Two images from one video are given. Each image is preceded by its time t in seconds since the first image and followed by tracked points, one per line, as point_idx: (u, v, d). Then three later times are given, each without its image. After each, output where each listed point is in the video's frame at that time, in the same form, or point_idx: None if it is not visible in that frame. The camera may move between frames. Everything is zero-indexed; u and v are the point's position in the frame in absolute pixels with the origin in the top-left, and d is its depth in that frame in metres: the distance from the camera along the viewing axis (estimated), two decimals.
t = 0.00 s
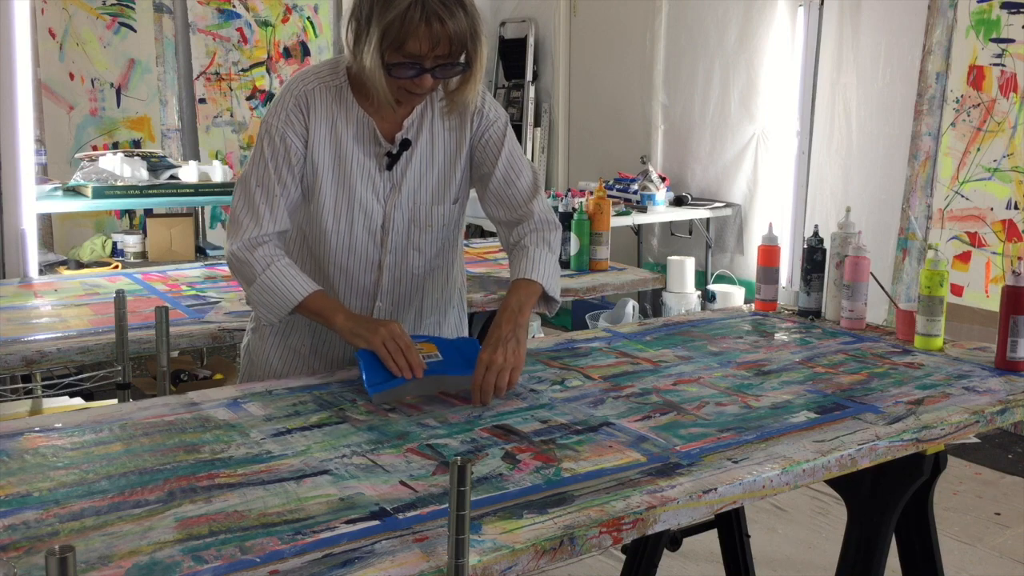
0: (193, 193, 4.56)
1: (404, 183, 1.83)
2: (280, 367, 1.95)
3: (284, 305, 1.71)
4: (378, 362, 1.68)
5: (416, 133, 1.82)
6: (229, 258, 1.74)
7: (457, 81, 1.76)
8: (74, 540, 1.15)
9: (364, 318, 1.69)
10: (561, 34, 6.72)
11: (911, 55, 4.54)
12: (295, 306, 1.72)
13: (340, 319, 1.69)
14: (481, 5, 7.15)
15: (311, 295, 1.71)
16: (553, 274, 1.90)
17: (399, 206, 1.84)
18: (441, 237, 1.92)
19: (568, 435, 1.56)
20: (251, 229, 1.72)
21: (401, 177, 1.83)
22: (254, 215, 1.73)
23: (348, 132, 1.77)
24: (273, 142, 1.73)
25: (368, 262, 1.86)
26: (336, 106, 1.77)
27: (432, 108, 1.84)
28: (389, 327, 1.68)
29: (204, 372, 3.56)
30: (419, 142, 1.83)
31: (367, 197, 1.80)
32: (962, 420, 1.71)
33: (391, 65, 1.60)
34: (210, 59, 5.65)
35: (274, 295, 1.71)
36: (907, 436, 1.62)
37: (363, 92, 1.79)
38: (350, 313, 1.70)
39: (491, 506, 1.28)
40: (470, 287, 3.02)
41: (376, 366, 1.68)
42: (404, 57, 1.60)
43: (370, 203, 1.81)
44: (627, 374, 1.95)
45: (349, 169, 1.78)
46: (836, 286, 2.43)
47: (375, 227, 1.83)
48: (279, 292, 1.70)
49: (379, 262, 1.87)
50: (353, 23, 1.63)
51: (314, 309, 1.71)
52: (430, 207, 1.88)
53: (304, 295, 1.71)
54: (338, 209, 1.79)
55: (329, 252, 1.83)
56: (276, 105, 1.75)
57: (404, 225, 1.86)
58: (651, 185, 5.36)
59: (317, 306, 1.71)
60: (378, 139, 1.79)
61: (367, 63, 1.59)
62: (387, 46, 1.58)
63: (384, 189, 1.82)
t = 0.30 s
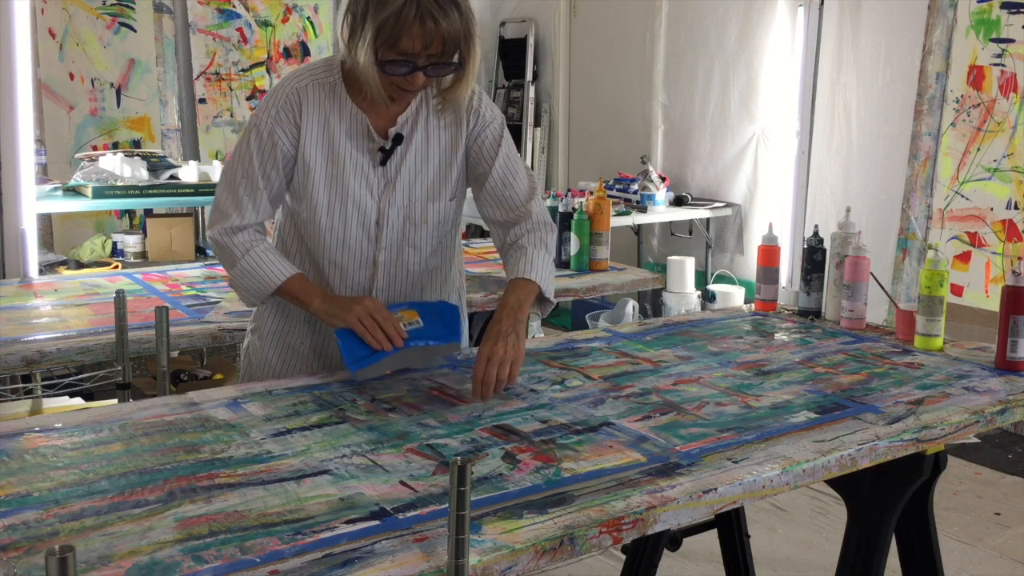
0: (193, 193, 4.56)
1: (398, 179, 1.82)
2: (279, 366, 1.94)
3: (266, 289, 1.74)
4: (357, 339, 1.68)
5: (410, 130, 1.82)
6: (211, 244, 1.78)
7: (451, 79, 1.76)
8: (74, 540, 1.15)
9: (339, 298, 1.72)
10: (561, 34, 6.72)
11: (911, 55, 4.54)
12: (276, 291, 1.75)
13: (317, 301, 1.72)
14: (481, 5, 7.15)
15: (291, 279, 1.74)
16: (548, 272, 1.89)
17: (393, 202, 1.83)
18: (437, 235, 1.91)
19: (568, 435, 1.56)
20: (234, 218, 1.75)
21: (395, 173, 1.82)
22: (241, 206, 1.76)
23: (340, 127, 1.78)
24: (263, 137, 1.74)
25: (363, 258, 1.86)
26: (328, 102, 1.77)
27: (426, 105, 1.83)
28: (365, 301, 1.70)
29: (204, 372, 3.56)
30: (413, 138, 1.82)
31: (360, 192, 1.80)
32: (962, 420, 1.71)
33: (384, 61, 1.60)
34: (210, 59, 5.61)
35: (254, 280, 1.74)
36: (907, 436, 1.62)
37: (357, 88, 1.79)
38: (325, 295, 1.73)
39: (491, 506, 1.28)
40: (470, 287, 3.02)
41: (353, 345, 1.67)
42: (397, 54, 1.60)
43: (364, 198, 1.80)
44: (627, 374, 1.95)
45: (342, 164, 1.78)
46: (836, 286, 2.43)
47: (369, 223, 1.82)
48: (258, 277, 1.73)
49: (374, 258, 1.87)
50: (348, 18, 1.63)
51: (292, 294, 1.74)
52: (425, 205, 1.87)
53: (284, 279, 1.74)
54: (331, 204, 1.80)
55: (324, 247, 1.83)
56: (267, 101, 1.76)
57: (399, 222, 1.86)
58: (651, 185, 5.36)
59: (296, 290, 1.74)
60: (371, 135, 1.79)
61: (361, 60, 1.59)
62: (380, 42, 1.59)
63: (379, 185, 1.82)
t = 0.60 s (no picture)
0: (193, 193, 4.56)
1: (393, 179, 1.82)
2: (275, 367, 1.94)
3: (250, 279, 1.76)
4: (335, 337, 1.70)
5: (405, 130, 1.82)
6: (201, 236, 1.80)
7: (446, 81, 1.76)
8: (74, 540, 1.15)
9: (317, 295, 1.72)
10: (561, 34, 6.72)
11: (911, 55, 4.54)
12: (261, 284, 1.76)
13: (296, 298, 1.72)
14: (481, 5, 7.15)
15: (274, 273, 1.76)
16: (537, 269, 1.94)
17: (389, 202, 1.83)
18: (433, 235, 1.91)
19: (568, 435, 1.56)
20: (223, 213, 1.77)
21: (390, 173, 1.82)
22: (233, 204, 1.78)
23: (334, 127, 1.78)
24: (255, 137, 1.74)
25: (360, 257, 1.85)
26: (322, 102, 1.77)
27: (421, 106, 1.83)
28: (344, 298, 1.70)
29: (204, 372, 3.57)
30: (408, 137, 1.82)
31: (355, 192, 1.80)
32: (962, 420, 1.71)
33: (379, 64, 1.60)
34: (210, 59, 5.59)
35: (239, 272, 1.76)
36: (907, 436, 1.62)
37: (351, 89, 1.79)
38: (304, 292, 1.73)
39: (491, 506, 1.28)
40: (470, 287, 3.02)
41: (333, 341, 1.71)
42: (392, 56, 1.60)
43: (359, 198, 1.80)
44: (627, 374, 1.95)
45: (336, 164, 1.78)
46: (837, 286, 2.43)
47: (364, 223, 1.82)
48: (242, 269, 1.76)
49: (370, 258, 1.86)
50: (343, 19, 1.63)
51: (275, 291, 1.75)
52: (422, 204, 1.87)
53: (268, 273, 1.76)
54: (326, 203, 1.80)
55: (320, 247, 1.83)
56: (259, 101, 1.76)
57: (395, 221, 1.85)
58: (651, 185, 5.36)
59: (279, 286, 1.75)
60: (366, 134, 1.79)
61: (356, 62, 1.59)
62: (374, 44, 1.59)
63: (374, 184, 1.82)
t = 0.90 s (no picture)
0: (192, 193, 4.56)
1: (395, 177, 1.82)
2: (273, 368, 1.93)
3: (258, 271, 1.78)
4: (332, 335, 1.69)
5: (407, 128, 1.83)
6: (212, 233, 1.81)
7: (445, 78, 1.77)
8: (74, 540, 1.15)
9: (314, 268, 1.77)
10: (561, 34, 6.72)
11: (911, 55, 4.54)
12: (276, 274, 1.78)
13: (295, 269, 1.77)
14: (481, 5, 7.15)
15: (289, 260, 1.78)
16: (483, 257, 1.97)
17: (391, 199, 1.83)
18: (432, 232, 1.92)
19: (568, 435, 1.56)
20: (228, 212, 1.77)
21: (392, 171, 1.82)
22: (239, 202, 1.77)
23: (337, 125, 1.78)
24: (259, 135, 1.74)
25: (361, 256, 1.85)
26: (324, 99, 1.77)
27: (422, 104, 1.84)
28: (340, 275, 1.74)
29: (204, 372, 3.57)
30: (410, 135, 1.83)
31: (357, 189, 1.80)
32: (962, 420, 1.71)
33: (373, 54, 1.60)
34: (210, 59, 5.60)
35: (252, 266, 1.78)
36: (907, 436, 1.62)
37: (352, 87, 1.80)
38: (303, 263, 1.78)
39: (491, 506, 1.28)
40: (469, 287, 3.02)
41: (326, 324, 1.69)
42: (387, 48, 1.61)
43: (361, 195, 1.80)
44: (627, 374, 1.95)
45: (339, 161, 1.78)
46: (837, 286, 2.43)
47: (366, 220, 1.82)
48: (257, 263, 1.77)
49: (371, 257, 1.85)
50: (342, 12, 1.64)
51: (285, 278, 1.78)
52: (422, 202, 1.87)
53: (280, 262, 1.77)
54: (328, 200, 1.79)
55: (321, 245, 1.82)
56: (261, 98, 1.76)
57: (396, 220, 1.85)
58: (651, 185, 5.36)
59: (294, 272, 1.77)
60: (368, 131, 1.80)
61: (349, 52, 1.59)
62: (370, 35, 1.59)
63: (375, 182, 1.82)
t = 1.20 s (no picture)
0: (192, 193, 4.56)
1: (396, 176, 1.83)
2: (273, 367, 1.93)
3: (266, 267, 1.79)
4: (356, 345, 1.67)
5: (407, 126, 1.83)
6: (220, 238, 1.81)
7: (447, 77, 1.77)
8: (74, 540, 1.15)
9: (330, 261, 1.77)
10: (561, 34, 6.72)
11: (911, 55, 4.54)
12: (291, 270, 1.79)
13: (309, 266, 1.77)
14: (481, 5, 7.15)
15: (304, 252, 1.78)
16: (459, 269, 1.95)
17: (391, 198, 1.84)
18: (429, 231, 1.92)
19: (568, 435, 1.56)
20: (235, 215, 1.78)
21: (393, 169, 1.83)
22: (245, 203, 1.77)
23: (338, 124, 1.77)
24: (261, 134, 1.74)
25: (363, 255, 1.85)
26: (326, 99, 1.77)
27: (422, 103, 1.84)
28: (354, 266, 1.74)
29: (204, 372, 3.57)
30: (410, 134, 1.83)
31: (359, 188, 1.80)
32: (962, 420, 1.71)
33: (381, 55, 1.60)
34: (210, 59, 5.59)
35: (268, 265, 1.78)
36: (907, 436, 1.62)
37: (353, 86, 1.79)
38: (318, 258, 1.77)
39: (491, 506, 1.28)
40: (469, 287, 3.02)
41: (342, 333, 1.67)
42: (394, 49, 1.61)
43: (362, 194, 1.81)
44: (627, 374, 1.95)
45: (340, 160, 1.78)
46: (836, 286, 2.43)
47: (367, 219, 1.82)
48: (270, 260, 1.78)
49: (372, 255, 1.86)
50: (346, 12, 1.63)
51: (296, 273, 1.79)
52: (422, 200, 1.88)
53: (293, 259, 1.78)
54: (330, 200, 1.79)
55: (322, 244, 1.82)
56: (263, 97, 1.75)
57: (397, 218, 1.86)
58: (651, 185, 5.36)
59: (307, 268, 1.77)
60: (369, 130, 1.80)
61: (358, 54, 1.59)
62: (377, 35, 1.59)
63: (376, 181, 1.82)
